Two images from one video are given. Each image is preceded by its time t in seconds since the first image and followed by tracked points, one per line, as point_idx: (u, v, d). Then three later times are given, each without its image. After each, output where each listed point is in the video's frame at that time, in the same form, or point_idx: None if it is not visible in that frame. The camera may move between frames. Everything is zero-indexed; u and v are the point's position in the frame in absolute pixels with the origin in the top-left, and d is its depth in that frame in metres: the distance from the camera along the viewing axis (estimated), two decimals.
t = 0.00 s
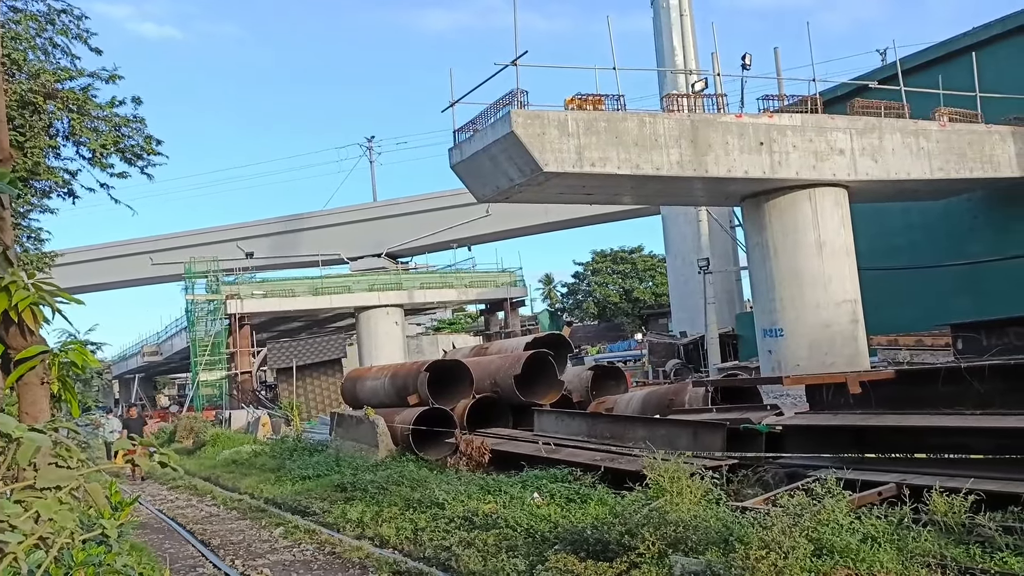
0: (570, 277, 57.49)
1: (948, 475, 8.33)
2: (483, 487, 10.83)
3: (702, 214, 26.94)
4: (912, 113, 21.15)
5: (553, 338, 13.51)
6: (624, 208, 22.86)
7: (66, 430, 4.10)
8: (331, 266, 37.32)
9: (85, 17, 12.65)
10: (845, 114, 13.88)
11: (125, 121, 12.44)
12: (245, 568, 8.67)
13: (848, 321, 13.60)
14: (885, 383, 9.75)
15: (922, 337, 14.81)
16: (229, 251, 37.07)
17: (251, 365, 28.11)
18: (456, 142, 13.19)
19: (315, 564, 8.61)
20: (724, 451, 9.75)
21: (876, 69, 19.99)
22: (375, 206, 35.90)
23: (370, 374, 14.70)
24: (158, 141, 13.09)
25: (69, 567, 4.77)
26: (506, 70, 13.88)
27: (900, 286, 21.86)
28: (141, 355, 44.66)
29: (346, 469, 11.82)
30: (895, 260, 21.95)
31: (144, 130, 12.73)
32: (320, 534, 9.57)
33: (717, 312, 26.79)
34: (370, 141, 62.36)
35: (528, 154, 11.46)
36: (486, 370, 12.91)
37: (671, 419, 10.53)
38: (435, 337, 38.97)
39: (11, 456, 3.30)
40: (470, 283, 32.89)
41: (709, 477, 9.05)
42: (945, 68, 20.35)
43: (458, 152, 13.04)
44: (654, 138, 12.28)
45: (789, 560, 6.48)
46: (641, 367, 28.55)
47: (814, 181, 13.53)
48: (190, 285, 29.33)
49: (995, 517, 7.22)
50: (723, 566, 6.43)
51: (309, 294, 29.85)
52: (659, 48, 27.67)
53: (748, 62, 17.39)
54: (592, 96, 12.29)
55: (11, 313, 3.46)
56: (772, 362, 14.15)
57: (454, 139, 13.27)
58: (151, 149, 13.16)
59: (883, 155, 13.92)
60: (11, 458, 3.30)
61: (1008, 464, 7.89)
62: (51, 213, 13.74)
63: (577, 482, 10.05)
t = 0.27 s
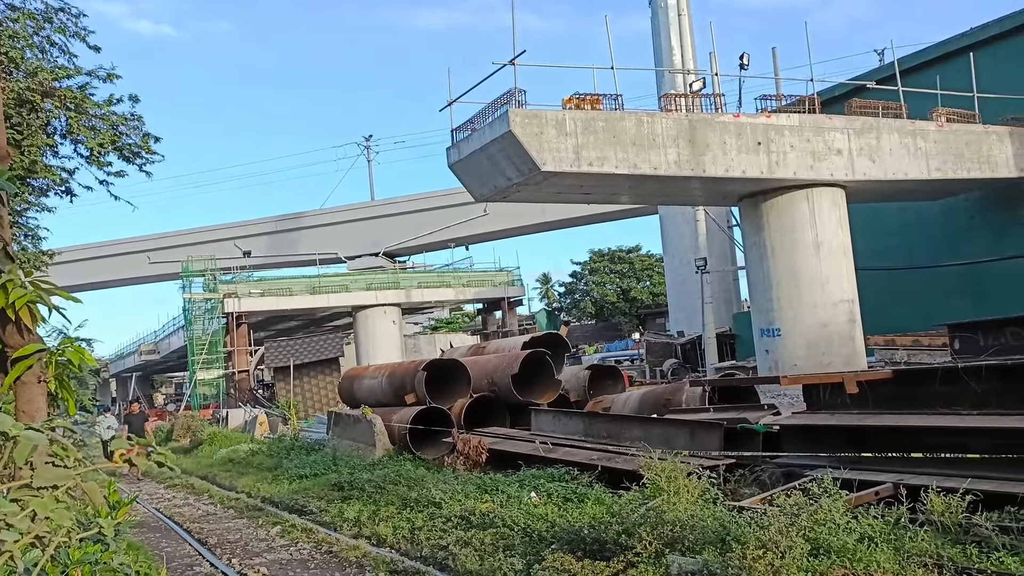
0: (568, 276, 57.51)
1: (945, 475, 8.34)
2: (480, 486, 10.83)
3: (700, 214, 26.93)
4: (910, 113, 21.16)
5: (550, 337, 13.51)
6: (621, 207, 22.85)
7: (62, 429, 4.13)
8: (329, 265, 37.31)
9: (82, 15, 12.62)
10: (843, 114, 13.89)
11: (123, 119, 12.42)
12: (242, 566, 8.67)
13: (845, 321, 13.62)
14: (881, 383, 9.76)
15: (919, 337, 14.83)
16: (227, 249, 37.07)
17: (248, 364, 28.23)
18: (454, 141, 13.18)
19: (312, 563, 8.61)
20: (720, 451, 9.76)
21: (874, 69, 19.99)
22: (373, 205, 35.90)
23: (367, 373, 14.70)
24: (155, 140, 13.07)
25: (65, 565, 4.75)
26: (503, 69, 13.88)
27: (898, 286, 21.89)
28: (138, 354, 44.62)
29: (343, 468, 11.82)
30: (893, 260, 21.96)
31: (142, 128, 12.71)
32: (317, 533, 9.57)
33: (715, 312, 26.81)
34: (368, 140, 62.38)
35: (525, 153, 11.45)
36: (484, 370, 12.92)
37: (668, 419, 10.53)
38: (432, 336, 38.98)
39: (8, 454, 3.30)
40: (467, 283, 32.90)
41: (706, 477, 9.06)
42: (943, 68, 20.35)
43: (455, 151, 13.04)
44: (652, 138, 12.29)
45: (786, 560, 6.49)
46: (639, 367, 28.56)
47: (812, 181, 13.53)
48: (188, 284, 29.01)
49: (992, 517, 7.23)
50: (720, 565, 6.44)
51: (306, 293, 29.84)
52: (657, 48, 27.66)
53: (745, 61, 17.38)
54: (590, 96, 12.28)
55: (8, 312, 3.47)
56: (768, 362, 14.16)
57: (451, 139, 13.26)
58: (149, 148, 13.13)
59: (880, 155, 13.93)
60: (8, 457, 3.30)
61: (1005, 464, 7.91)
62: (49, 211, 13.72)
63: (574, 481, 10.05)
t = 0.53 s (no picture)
0: (566, 276, 57.52)
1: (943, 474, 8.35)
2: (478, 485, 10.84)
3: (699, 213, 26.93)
4: (909, 113, 21.15)
5: (549, 336, 13.51)
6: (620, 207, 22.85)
7: (61, 427, 4.15)
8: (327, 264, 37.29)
9: (81, 13, 12.60)
10: (842, 114, 13.88)
11: (121, 118, 12.41)
12: (241, 565, 8.67)
13: (844, 320, 13.63)
14: (880, 382, 9.76)
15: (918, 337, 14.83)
16: (225, 248, 37.07)
17: (247, 363, 28.35)
18: (452, 140, 13.17)
19: (310, 562, 8.61)
20: (719, 450, 9.76)
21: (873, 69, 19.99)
22: (372, 204, 35.90)
23: (365, 372, 14.70)
24: (154, 138, 13.06)
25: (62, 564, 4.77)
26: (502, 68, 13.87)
27: (896, 286, 21.90)
28: (136, 352, 44.60)
29: (341, 467, 11.81)
30: (891, 260, 21.96)
31: (140, 126, 12.70)
32: (315, 532, 9.57)
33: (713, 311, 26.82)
34: (367, 139, 62.35)
35: (524, 152, 11.45)
36: (482, 369, 12.91)
37: (667, 418, 10.53)
38: (431, 335, 38.98)
39: (4, 452, 3.28)
40: (466, 282, 32.89)
41: (704, 476, 9.06)
42: (942, 68, 20.35)
43: (454, 150, 13.03)
44: (651, 137, 12.28)
45: (784, 559, 6.50)
46: (638, 366, 28.56)
47: (810, 180, 13.53)
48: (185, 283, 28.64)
49: (990, 517, 7.24)
50: (718, 565, 6.45)
51: (305, 292, 29.84)
52: (656, 47, 27.65)
53: (744, 60, 17.38)
54: (589, 95, 12.27)
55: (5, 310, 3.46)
56: (767, 362, 14.15)
57: (450, 138, 13.25)
58: (147, 146, 13.12)
59: (879, 155, 13.93)
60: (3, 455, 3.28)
61: (1003, 464, 7.92)
62: (47, 210, 13.72)
63: (572, 481, 10.05)
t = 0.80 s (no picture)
0: (565, 274, 57.56)
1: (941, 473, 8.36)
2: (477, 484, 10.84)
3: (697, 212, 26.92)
4: (908, 111, 21.15)
5: (547, 335, 13.50)
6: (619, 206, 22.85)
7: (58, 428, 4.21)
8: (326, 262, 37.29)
9: (78, 11, 12.58)
10: (841, 113, 13.88)
11: (119, 116, 12.40)
12: (239, 564, 8.66)
13: (842, 319, 13.63)
14: (878, 381, 9.77)
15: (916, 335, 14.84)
16: (224, 246, 37.07)
17: (245, 361, 28.63)
18: (451, 138, 13.16)
19: (308, 561, 8.61)
20: (717, 449, 9.77)
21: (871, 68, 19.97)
22: (370, 202, 35.91)
23: (364, 370, 14.70)
24: (152, 137, 13.04)
25: (61, 563, 4.79)
26: (501, 66, 13.86)
27: (895, 285, 21.91)
28: (134, 351, 44.58)
29: (340, 465, 11.81)
30: (890, 258, 21.97)
31: (138, 125, 12.68)
32: (313, 530, 9.57)
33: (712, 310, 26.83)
34: (365, 137, 62.27)
35: (523, 150, 11.44)
36: (481, 367, 12.91)
37: (665, 417, 10.53)
38: (430, 334, 39.00)
39: None
40: (465, 280, 32.89)
41: (703, 475, 9.07)
42: (941, 67, 20.34)
43: (453, 148, 13.03)
44: (649, 136, 12.28)
45: (782, 557, 6.51)
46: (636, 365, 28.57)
47: (809, 179, 13.53)
48: (184, 281, 28.70)
49: (988, 515, 7.25)
50: (716, 563, 6.44)
51: (303, 290, 29.84)
52: (655, 46, 27.63)
53: (742, 59, 17.38)
54: (588, 93, 12.26)
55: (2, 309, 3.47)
56: (765, 360, 14.16)
57: (449, 136, 13.24)
58: (145, 144, 13.10)
59: (878, 154, 13.93)
60: None
61: (1000, 463, 7.93)
62: (45, 208, 13.70)
63: (571, 479, 10.05)
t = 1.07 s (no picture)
0: (563, 273, 57.58)
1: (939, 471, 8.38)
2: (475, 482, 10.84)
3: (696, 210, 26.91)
4: (906, 110, 21.15)
5: (546, 333, 13.50)
6: (618, 204, 22.85)
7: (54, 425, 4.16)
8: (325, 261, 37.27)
9: (76, 9, 12.56)
10: (839, 111, 13.88)
11: (117, 114, 12.39)
12: (237, 562, 8.66)
13: (841, 318, 13.64)
14: (877, 379, 9.77)
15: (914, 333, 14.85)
16: (223, 245, 37.06)
17: (244, 359, 28.44)
18: (450, 136, 13.15)
19: (307, 559, 8.61)
20: (715, 447, 9.78)
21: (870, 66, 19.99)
22: (369, 201, 35.92)
23: (362, 369, 14.69)
24: (150, 135, 13.03)
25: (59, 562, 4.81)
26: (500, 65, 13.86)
27: (894, 283, 21.90)
28: (133, 349, 44.57)
29: (338, 464, 11.80)
30: (888, 257, 21.97)
31: (137, 123, 12.66)
32: (311, 529, 9.57)
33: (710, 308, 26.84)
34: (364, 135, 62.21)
35: (522, 149, 11.43)
36: (480, 366, 12.91)
37: (664, 415, 10.53)
38: (428, 332, 39.01)
39: None
40: (463, 279, 32.90)
41: (701, 473, 9.08)
42: (940, 66, 20.34)
43: (452, 147, 13.01)
44: (648, 134, 12.28)
45: (780, 556, 6.52)
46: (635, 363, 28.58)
47: (808, 178, 13.53)
48: (183, 280, 29.11)
49: (986, 514, 7.26)
50: (715, 562, 6.45)
51: (302, 289, 29.83)
52: (654, 44, 27.63)
53: (741, 57, 17.37)
54: (586, 91, 12.28)
55: None
56: (764, 359, 14.16)
57: (448, 134, 13.24)
58: (143, 143, 13.09)
59: (877, 152, 13.92)
60: None
61: (999, 461, 7.94)
62: (43, 206, 13.69)
63: (569, 477, 10.05)
